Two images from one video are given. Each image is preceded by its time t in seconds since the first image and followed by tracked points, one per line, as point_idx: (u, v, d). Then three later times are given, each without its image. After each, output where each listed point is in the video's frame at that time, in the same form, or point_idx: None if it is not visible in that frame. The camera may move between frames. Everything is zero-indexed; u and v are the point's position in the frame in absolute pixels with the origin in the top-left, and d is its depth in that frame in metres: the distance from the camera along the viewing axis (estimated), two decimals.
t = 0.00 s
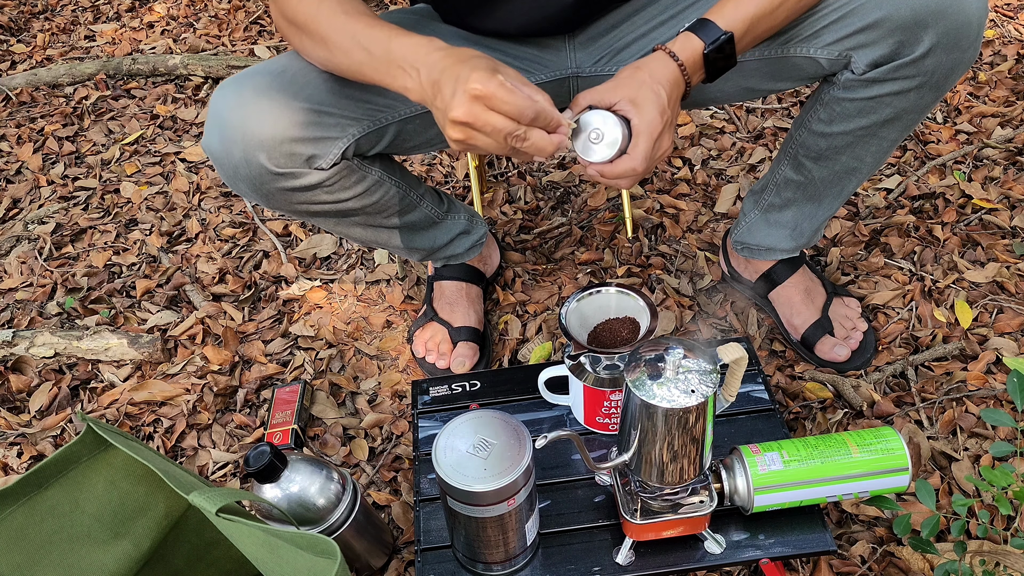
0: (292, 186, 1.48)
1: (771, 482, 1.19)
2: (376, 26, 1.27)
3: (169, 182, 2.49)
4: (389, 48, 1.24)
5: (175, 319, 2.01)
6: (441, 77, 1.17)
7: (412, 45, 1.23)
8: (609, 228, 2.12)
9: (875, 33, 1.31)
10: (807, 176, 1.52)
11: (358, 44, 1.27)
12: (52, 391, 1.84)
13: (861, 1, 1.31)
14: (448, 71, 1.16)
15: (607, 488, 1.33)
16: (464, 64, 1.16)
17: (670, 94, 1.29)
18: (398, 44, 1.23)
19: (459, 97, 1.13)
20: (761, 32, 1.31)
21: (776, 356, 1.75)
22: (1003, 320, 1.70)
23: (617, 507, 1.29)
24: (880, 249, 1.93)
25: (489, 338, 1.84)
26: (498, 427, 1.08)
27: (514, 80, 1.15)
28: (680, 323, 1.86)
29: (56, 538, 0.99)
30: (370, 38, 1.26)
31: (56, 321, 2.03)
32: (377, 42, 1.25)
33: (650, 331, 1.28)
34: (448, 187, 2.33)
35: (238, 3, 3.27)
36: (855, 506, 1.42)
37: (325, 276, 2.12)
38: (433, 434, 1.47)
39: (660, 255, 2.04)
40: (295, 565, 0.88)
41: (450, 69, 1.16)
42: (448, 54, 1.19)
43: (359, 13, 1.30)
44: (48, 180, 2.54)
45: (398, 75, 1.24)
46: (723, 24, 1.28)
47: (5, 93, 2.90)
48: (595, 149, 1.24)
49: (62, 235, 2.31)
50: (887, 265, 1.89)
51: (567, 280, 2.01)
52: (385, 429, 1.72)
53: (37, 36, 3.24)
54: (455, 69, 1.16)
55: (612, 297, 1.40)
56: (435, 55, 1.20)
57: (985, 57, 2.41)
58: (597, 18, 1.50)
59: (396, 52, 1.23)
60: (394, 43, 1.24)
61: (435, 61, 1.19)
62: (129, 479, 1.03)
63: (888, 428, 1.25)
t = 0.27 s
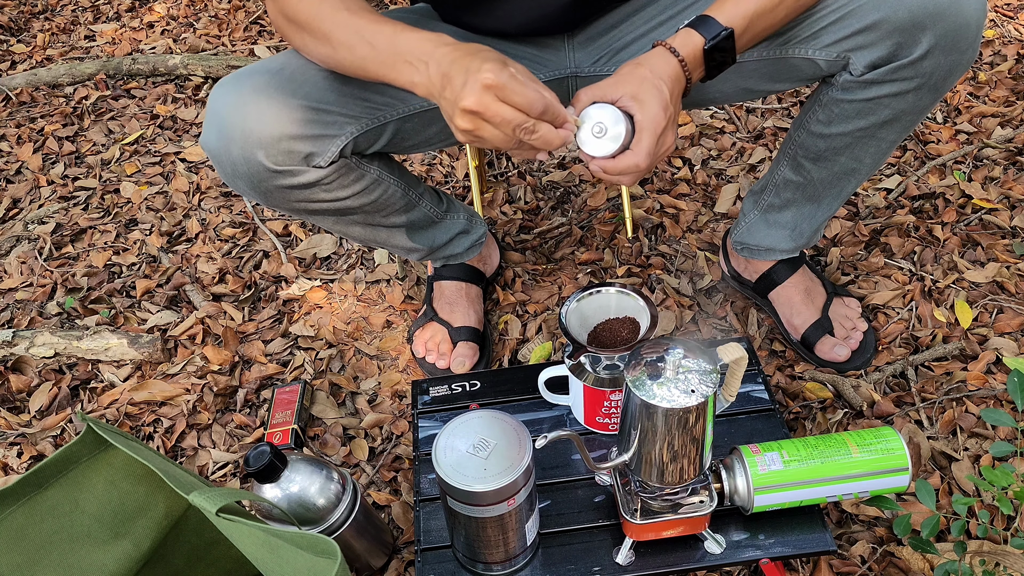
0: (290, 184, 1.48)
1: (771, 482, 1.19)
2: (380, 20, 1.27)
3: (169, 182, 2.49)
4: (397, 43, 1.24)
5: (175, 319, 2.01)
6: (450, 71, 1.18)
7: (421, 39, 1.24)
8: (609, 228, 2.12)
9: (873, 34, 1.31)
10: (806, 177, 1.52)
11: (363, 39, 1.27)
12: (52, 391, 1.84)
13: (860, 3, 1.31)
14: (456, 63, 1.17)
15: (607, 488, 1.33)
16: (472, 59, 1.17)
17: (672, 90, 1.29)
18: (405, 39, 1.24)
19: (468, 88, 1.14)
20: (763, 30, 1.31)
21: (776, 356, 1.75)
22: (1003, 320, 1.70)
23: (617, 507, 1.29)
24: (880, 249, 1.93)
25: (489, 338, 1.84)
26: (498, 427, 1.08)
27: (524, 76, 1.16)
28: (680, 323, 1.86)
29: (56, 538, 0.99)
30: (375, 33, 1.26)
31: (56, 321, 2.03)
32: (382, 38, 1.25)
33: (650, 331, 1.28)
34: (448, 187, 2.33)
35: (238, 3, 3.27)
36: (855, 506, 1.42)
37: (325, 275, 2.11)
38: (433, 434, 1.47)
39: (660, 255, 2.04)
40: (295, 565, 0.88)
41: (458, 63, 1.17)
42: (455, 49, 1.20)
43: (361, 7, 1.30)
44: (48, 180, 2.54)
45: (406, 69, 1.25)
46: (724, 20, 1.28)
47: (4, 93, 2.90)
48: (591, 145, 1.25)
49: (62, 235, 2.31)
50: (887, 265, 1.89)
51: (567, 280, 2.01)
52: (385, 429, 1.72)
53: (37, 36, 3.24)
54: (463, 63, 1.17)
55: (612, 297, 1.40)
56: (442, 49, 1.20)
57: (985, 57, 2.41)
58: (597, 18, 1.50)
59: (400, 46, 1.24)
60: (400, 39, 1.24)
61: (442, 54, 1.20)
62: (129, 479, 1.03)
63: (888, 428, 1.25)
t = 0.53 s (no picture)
0: (288, 181, 1.48)
1: (771, 482, 1.19)
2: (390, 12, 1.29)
3: (169, 182, 2.49)
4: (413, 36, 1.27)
5: (175, 319, 2.01)
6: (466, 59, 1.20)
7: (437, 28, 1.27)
8: (609, 228, 2.12)
9: (871, 35, 1.31)
10: (805, 177, 1.52)
11: (376, 29, 1.29)
12: (52, 391, 1.84)
13: (858, 4, 1.31)
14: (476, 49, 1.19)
15: (607, 488, 1.33)
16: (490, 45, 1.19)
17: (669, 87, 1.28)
18: (422, 28, 1.26)
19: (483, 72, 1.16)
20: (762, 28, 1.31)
21: (776, 356, 1.75)
22: (1003, 320, 1.70)
23: (617, 507, 1.29)
24: (880, 249, 1.93)
25: (489, 338, 1.84)
26: (498, 427, 1.08)
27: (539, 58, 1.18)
28: (680, 322, 1.86)
29: (56, 538, 0.99)
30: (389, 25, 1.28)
31: (56, 321, 2.03)
32: (397, 32, 1.28)
33: (650, 331, 1.28)
34: (447, 187, 2.33)
35: (238, 3, 3.27)
36: (855, 506, 1.42)
37: (325, 275, 2.11)
38: (433, 434, 1.47)
39: (660, 255, 2.04)
40: (294, 565, 0.88)
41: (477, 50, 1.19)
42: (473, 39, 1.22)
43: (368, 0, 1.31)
44: (48, 180, 2.54)
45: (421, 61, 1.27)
46: (722, 18, 1.28)
47: (4, 93, 2.90)
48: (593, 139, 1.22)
49: (62, 235, 2.31)
50: (887, 265, 1.89)
51: (567, 280, 2.01)
52: (385, 429, 1.72)
53: (37, 36, 3.24)
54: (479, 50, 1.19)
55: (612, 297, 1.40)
56: (462, 37, 1.24)
57: (985, 57, 2.41)
58: (595, 18, 1.50)
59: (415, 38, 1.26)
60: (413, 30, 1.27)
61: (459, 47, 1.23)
62: (129, 479, 1.03)
63: (888, 428, 1.25)
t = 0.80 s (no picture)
0: (286, 181, 1.48)
1: (771, 482, 1.19)
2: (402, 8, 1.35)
3: (169, 182, 2.49)
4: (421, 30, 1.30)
5: (175, 319, 2.01)
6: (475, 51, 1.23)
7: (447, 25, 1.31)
8: (608, 228, 2.12)
9: (867, 40, 1.31)
10: (803, 179, 1.52)
11: (385, 26, 1.33)
12: (51, 391, 1.84)
13: (854, 7, 1.30)
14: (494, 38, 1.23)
15: (607, 488, 1.33)
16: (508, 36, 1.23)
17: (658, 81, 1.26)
18: (430, 26, 1.30)
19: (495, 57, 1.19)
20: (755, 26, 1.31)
21: (776, 356, 1.75)
22: (1003, 320, 1.70)
23: (617, 507, 1.29)
24: (880, 249, 1.93)
25: (489, 338, 1.84)
26: (497, 427, 1.08)
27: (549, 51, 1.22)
28: (680, 322, 1.86)
29: (56, 538, 0.99)
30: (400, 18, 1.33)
31: (56, 321, 2.03)
32: (409, 27, 1.32)
33: (650, 331, 1.28)
34: (447, 187, 2.33)
35: (238, 3, 3.27)
36: (855, 506, 1.42)
37: (325, 275, 2.11)
38: (433, 434, 1.47)
39: (660, 255, 2.04)
40: (295, 565, 0.88)
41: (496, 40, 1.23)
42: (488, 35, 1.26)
43: None
44: (48, 180, 2.54)
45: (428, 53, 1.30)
46: (713, 15, 1.26)
47: (4, 93, 2.90)
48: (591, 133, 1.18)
49: (62, 235, 2.31)
50: (887, 265, 1.89)
51: (567, 280, 2.01)
52: (385, 429, 1.72)
53: (37, 36, 3.24)
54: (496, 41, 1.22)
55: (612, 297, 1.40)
56: (467, 37, 1.27)
57: (985, 57, 2.41)
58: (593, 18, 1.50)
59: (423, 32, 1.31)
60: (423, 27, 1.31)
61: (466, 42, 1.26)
62: (129, 479, 1.03)
63: (888, 428, 1.25)
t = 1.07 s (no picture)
0: (281, 178, 1.48)
1: (771, 482, 1.19)
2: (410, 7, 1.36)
3: (169, 182, 2.49)
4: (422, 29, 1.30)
5: (175, 319, 2.01)
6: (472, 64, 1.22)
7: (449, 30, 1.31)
8: (608, 228, 2.12)
9: (847, 57, 1.31)
10: (793, 190, 1.52)
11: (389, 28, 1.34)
12: (52, 391, 1.84)
13: (833, 24, 1.30)
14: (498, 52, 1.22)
15: (607, 488, 1.33)
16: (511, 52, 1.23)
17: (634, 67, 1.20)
18: (428, 30, 1.30)
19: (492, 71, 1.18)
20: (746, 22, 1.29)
21: (776, 356, 1.75)
22: (1003, 320, 1.70)
23: (617, 507, 1.29)
24: (880, 249, 1.93)
25: (489, 338, 1.84)
26: (496, 426, 1.08)
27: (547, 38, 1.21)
28: (680, 322, 1.85)
29: (56, 538, 0.99)
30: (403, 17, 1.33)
31: (56, 321, 2.03)
32: (408, 25, 1.32)
33: (650, 331, 1.29)
34: (447, 187, 2.33)
35: (238, 3, 3.27)
36: (855, 506, 1.42)
37: (325, 275, 2.11)
38: (433, 434, 1.47)
39: (660, 255, 2.04)
40: (294, 566, 0.88)
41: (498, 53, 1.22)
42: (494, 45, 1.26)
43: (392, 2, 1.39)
44: (48, 180, 2.54)
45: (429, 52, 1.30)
46: (705, 7, 1.23)
47: (4, 93, 2.90)
48: (553, 114, 1.03)
49: (62, 235, 2.31)
50: (887, 265, 1.89)
51: (567, 280, 2.01)
52: (385, 429, 1.72)
53: (37, 37, 3.23)
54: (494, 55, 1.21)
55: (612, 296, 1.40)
56: (463, 46, 1.26)
57: (985, 57, 2.41)
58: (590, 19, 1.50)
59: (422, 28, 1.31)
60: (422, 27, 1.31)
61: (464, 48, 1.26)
62: (129, 479, 1.03)
63: (888, 428, 1.25)
